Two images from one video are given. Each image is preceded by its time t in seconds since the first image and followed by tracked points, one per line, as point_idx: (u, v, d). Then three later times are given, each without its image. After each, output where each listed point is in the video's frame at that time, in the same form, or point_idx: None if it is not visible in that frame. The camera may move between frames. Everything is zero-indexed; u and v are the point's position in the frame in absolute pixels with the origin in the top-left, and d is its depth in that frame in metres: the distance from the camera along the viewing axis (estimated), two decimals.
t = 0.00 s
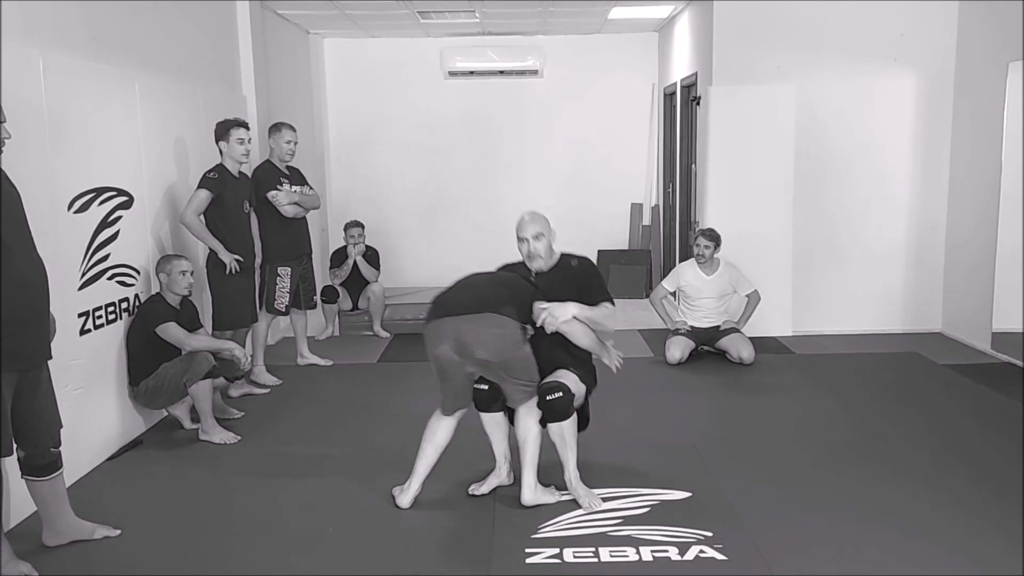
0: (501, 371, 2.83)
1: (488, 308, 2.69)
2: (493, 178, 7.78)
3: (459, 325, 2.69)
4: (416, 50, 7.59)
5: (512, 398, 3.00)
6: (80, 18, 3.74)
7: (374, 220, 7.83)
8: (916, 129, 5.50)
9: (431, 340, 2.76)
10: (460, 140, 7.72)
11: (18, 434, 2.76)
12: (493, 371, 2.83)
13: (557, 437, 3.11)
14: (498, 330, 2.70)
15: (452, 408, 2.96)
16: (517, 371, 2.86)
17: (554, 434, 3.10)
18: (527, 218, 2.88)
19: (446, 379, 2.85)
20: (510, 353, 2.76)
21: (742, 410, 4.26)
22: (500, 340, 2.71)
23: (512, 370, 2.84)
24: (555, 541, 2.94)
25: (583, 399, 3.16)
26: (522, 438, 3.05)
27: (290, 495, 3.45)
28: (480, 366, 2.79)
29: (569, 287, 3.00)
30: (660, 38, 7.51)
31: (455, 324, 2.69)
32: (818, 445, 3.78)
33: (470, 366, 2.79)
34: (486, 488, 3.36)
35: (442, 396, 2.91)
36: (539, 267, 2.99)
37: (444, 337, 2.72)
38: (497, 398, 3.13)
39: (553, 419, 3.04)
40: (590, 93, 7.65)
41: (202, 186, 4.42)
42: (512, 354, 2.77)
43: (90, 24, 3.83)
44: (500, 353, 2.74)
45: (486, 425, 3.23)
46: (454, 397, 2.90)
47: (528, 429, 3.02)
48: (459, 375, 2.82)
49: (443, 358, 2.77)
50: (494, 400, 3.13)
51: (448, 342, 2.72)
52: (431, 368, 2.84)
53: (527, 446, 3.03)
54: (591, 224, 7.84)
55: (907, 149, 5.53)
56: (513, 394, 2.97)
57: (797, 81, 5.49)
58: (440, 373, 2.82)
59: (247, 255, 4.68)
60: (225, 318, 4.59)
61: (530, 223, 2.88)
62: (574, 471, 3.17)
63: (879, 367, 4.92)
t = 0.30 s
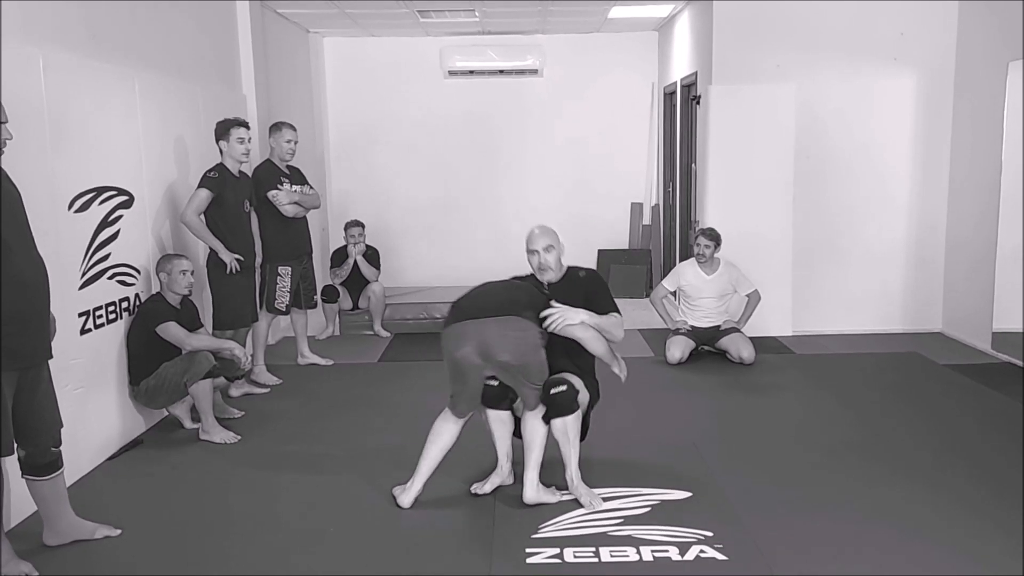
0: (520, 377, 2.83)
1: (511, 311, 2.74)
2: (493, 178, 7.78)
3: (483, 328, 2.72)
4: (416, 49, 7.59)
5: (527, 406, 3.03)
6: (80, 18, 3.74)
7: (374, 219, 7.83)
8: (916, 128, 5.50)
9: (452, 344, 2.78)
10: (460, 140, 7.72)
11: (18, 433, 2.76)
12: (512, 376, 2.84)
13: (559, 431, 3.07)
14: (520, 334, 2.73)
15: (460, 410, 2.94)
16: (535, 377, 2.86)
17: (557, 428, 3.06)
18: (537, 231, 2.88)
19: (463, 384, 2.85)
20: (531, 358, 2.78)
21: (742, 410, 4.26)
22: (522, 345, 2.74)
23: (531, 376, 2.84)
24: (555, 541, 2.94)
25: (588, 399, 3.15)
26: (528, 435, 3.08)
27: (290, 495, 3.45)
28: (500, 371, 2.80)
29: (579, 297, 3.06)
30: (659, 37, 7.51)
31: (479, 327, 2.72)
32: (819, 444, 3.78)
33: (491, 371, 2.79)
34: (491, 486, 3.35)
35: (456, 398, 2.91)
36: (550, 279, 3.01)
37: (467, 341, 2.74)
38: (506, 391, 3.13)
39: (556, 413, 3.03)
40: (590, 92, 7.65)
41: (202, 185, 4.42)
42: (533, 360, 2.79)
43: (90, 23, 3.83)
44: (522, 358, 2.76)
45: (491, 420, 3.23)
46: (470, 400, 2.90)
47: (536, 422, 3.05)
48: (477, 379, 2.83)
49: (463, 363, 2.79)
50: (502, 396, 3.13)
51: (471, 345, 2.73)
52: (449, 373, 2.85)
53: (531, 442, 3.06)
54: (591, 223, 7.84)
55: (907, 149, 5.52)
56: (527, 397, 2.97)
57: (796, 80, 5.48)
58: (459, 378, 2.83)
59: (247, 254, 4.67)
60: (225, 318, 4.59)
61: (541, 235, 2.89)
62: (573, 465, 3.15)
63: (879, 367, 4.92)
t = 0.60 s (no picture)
0: (546, 373, 2.86)
1: (549, 308, 2.84)
2: (494, 178, 7.77)
3: (522, 319, 2.80)
4: (416, 49, 7.58)
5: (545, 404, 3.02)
6: (80, 17, 3.73)
7: (374, 220, 7.82)
8: (917, 128, 5.49)
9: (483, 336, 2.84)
10: (461, 140, 7.71)
11: (18, 434, 2.76)
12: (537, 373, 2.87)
13: (575, 424, 3.10)
14: (551, 329, 2.80)
15: (480, 406, 2.90)
16: (558, 376, 2.89)
17: (572, 421, 3.10)
18: (552, 252, 2.94)
19: (489, 378, 2.85)
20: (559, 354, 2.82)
21: (744, 410, 4.26)
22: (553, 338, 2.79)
23: (556, 376, 2.88)
24: (557, 541, 2.94)
25: (601, 401, 3.23)
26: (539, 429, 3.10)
27: (291, 495, 3.45)
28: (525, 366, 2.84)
29: (593, 311, 3.14)
30: (660, 37, 7.51)
31: (517, 317, 2.80)
32: (820, 444, 3.78)
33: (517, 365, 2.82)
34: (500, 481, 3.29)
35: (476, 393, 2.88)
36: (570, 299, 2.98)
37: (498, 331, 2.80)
38: (526, 389, 3.13)
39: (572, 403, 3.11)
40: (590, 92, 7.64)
41: (202, 185, 4.41)
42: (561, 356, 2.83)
43: (90, 23, 3.82)
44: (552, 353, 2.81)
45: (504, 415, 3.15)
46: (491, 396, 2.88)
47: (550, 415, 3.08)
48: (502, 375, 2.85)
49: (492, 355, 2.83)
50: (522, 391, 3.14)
51: (503, 336, 2.79)
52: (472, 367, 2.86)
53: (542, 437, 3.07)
54: (592, 223, 7.83)
55: (907, 148, 5.52)
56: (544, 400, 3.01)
57: (797, 80, 5.48)
58: (483, 372, 2.85)
59: (248, 254, 4.67)
60: (225, 318, 4.58)
61: (557, 257, 2.94)
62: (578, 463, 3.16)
63: (880, 366, 4.92)
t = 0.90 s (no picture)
0: (563, 364, 2.91)
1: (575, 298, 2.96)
2: (494, 177, 7.77)
3: (548, 304, 2.92)
4: (417, 48, 7.58)
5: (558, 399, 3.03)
6: (80, 17, 3.73)
7: (374, 219, 7.82)
8: (917, 128, 5.50)
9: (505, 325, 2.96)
10: (461, 139, 7.71)
11: (18, 433, 2.76)
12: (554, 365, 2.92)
13: (587, 420, 3.11)
14: (570, 318, 2.89)
15: (495, 392, 2.91)
16: (575, 370, 2.93)
17: (584, 417, 3.11)
18: (564, 270, 3.13)
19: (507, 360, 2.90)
20: (577, 345, 2.88)
21: (743, 409, 4.26)
22: (571, 325, 2.87)
23: (571, 368, 2.92)
24: (556, 540, 2.94)
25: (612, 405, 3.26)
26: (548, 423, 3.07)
27: (291, 495, 3.45)
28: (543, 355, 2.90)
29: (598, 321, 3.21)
30: (661, 37, 7.51)
31: (543, 302, 2.92)
32: (820, 443, 3.78)
33: (537, 351, 2.89)
34: (505, 476, 3.12)
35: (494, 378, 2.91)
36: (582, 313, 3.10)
37: (519, 318, 2.92)
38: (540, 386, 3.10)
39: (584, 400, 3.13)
40: (590, 92, 7.64)
41: (202, 184, 4.42)
42: (579, 348, 2.88)
43: (90, 23, 3.82)
44: (569, 342, 2.87)
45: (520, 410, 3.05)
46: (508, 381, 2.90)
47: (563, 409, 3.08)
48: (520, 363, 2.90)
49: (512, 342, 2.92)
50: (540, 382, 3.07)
51: (528, 319, 2.89)
52: (491, 355, 2.94)
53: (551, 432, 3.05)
54: (592, 223, 7.84)
55: (907, 148, 5.52)
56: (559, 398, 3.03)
57: (797, 80, 5.48)
58: (504, 354, 2.91)
59: (248, 254, 4.67)
60: (225, 317, 4.58)
61: (568, 273, 3.13)
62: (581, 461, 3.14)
63: (879, 366, 4.92)
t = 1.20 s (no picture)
0: (579, 356, 2.82)
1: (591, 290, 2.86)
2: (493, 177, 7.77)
3: (568, 293, 2.80)
4: (416, 48, 7.58)
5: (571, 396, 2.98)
6: (80, 17, 3.73)
7: (374, 219, 7.82)
8: (916, 127, 5.50)
9: (522, 315, 2.80)
10: (461, 139, 7.71)
11: (18, 433, 2.76)
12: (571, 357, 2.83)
13: (597, 416, 3.16)
14: (592, 309, 2.78)
15: (517, 382, 2.71)
16: (589, 362, 2.86)
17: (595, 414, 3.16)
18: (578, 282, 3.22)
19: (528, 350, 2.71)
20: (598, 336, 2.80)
21: (743, 409, 4.27)
22: (594, 316, 2.77)
23: (590, 360, 2.85)
24: (555, 539, 2.94)
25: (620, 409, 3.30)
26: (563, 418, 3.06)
27: (290, 494, 3.45)
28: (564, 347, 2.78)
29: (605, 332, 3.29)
30: (660, 37, 7.51)
31: (562, 291, 2.80)
32: (820, 443, 3.79)
33: (557, 340, 2.73)
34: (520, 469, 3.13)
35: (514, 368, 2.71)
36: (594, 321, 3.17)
37: (539, 308, 2.77)
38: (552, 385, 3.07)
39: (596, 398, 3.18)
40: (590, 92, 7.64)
41: (202, 184, 4.42)
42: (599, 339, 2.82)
43: (90, 23, 3.82)
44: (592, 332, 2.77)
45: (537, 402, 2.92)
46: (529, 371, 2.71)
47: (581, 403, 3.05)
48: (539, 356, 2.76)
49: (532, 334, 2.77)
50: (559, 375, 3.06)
51: (550, 306, 2.74)
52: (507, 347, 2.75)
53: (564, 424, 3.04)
54: (592, 222, 7.84)
55: (907, 148, 5.52)
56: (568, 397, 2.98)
57: (797, 80, 5.49)
58: (522, 344, 2.72)
59: (248, 254, 4.67)
60: (225, 317, 4.58)
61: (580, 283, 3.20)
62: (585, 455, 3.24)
63: (879, 365, 4.93)
